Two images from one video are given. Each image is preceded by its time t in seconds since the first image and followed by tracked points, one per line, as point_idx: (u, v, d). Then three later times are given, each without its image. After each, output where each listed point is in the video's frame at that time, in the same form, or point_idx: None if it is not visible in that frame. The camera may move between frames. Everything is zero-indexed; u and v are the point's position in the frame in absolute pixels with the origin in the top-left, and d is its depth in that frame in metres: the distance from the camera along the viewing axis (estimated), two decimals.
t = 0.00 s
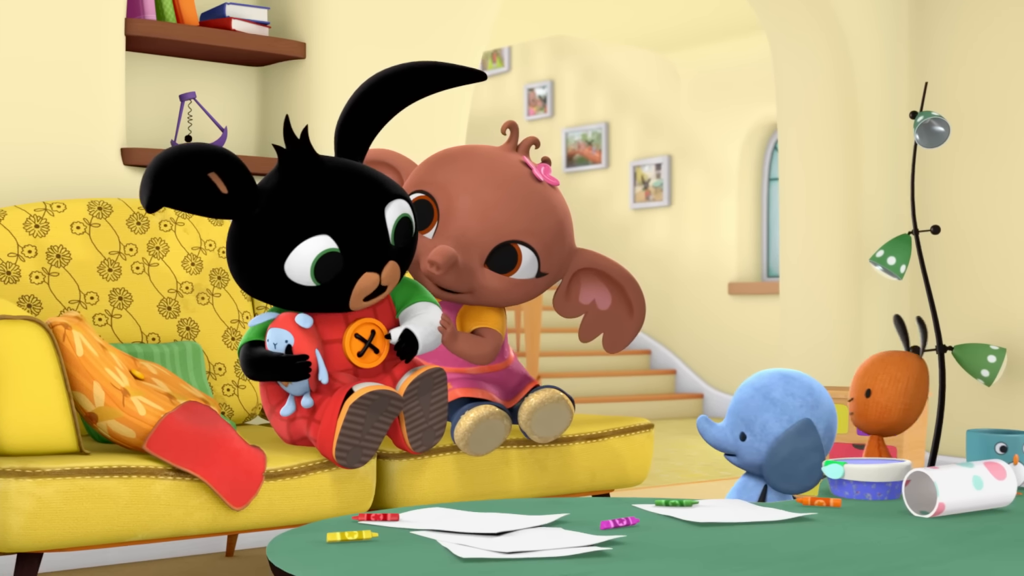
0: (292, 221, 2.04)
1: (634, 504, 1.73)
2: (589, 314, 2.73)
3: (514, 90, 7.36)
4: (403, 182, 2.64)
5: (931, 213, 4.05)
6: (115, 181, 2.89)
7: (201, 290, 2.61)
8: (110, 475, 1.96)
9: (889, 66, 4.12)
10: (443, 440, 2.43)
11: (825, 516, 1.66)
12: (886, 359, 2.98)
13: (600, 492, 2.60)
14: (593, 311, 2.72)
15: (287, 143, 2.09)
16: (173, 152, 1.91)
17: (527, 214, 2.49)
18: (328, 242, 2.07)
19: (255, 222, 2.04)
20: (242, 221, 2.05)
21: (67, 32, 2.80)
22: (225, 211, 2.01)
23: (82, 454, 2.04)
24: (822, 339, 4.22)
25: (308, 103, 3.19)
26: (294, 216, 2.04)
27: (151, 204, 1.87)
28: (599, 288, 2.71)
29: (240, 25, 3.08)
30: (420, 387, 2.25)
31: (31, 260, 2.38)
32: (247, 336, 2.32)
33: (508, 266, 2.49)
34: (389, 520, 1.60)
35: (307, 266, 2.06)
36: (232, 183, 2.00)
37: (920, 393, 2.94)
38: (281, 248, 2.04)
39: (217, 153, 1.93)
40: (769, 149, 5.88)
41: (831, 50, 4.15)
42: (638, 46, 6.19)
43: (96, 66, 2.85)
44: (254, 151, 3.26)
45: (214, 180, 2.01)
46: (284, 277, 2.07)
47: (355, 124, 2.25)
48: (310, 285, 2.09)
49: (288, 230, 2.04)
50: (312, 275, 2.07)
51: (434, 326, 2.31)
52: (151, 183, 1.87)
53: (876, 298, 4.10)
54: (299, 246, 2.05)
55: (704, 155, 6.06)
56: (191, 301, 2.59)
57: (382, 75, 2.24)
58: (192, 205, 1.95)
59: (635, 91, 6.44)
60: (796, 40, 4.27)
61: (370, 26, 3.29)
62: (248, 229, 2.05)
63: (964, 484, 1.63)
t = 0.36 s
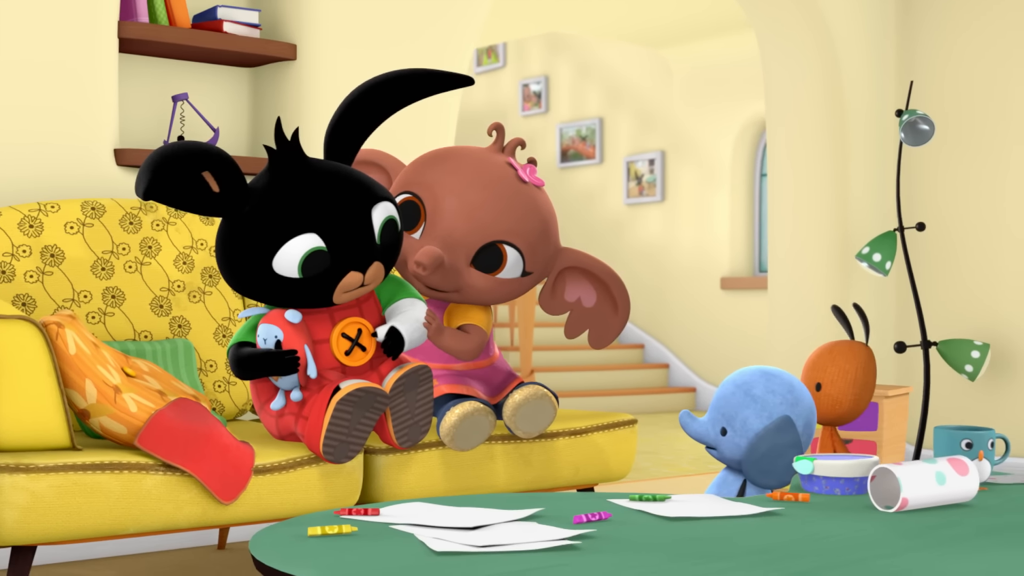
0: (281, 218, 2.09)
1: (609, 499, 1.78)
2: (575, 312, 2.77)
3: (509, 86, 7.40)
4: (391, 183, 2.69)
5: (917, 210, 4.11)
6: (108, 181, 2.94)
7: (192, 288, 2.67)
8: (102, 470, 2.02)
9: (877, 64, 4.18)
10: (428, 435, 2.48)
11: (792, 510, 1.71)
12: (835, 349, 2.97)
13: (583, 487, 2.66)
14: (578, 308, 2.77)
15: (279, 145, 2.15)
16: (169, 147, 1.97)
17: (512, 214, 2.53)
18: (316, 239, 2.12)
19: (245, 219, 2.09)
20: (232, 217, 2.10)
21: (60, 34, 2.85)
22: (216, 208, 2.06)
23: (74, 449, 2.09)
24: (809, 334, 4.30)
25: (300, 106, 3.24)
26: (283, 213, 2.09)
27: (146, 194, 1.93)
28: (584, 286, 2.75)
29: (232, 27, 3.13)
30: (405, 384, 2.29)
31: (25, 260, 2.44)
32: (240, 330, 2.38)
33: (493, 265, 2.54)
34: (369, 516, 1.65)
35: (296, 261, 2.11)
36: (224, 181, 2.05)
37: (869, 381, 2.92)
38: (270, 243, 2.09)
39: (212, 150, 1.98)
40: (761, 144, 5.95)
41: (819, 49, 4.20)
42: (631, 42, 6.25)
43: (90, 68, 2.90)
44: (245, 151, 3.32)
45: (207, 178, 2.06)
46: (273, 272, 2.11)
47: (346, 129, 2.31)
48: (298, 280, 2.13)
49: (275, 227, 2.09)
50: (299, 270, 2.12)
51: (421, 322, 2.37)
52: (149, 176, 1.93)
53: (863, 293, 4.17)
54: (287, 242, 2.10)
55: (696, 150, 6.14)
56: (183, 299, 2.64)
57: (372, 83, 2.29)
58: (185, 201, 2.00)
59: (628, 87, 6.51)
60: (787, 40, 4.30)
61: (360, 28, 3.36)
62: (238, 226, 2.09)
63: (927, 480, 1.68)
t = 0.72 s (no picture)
0: (272, 221, 2.14)
1: (587, 494, 1.83)
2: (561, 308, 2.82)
3: (505, 82, 7.50)
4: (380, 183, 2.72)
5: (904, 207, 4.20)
6: (102, 181, 2.99)
7: (185, 287, 2.72)
8: (95, 466, 2.06)
9: (866, 61, 4.24)
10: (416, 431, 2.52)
11: (765, 505, 1.75)
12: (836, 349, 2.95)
13: (569, 481, 2.71)
14: (564, 305, 2.81)
15: (274, 147, 2.20)
16: (162, 143, 2.01)
17: (497, 214, 2.58)
18: (305, 242, 2.16)
19: (238, 220, 2.13)
20: (224, 217, 2.15)
21: (54, 36, 2.89)
22: (210, 207, 2.11)
23: (68, 445, 2.14)
24: (798, 331, 4.39)
25: (292, 113, 3.30)
26: (274, 216, 2.14)
27: (136, 186, 1.98)
28: (569, 283, 2.79)
29: (224, 28, 3.18)
30: (394, 382, 2.34)
31: (20, 259, 2.49)
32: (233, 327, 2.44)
33: (479, 264, 2.58)
34: (353, 510, 1.69)
35: (284, 265, 2.16)
36: (218, 182, 2.11)
37: (866, 387, 2.92)
38: (260, 246, 2.13)
39: (207, 151, 2.04)
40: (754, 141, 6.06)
41: (807, 48, 4.30)
42: (626, 39, 6.40)
43: (84, 69, 2.95)
44: (239, 151, 3.38)
45: (200, 177, 2.11)
46: (263, 274, 2.16)
47: (341, 132, 2.35)
48: (287, 282, 2.18)
49: (267, 228, 2.13)
50: (287, 273, 2.17)
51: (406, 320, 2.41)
52: (139, 166, 1.97)
53: (851, 289, 4.26)
54: (277, 246, 2.14)
55: (690, 147, 6.24)
56: (176, 298, 2.70)
57: (365, 87, 2.33)
58: (177, 198, 2.05)
59: (622, 83, 6.65)
60: (775, 39, 4.43)
61: (351, 29, 3.42)
62: (229, 226, 2.14)
63: (896, 475, 1.73)
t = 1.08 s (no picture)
0: (268, 221, 2.17)
1: (571, 490, 1.87)
2: (548, 305, 2.86)
3: (501, 78, 7.83)
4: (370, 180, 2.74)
5: (894, 205, 4.35)
6: (98, 181, 3.03)
7: (179, 285, 2.77)
8: (89, 462, 2.09)
9: (856, 61, 4.36)
10: (407, 427, 2.56)
11: (743, 500, 1.78)
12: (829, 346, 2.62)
13: (558, 476, 2.75)
14: (551, 303, 2.85)
15: (274, 149, 2.24)
16: (163, 142, 2.05)
17: (484, 213, 2.62)
18: (299, 243, 2.19)
19: (234, 219, 2.17)
20: (222, 216, 2.19)
21: (51, 36, 2.94)
22: (207, 205, 2.15)
23: (63, 442, 2.17)
24: (789, 328, 4.47)
25: (286, 113, 3.37)
26: (270, 216, 2.17)
27: (134, 183, 2.04)
28: (556, 280, 2.83)
29: (218, 30, 3.24)
30: (385, 379, 2.38)
31: (17, 258, 2.52)
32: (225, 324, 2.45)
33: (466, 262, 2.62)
34: (340, 506, 1.73)
35: (278, 264, 2.19)
36: (216, 180, 2.15)
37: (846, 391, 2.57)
38: (254, 246, 2.16)
39: (206, 149, 2.09)
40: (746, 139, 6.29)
41: (798, 44, 4.38)
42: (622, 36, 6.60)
43: (79, 70, 2.99)
44: (233, 149, 3.44)
45: (200, 176, 2.16)
46: (258, 273, 2.20)
47: (342, 135, 2.39)
48: (279, 282, 2.21)
49: (262, 227, 2.16)
50: (280, 273, 2.20)
51: (385, 316, 2.43)
52: (138, 162, 2.02)
53: (841, 284, 4.35)
54: (270, 246, 2.17)
55: (685, 143, 6.47)
56: (170, 296, 2.74)
57: (365, 92, 2.36)
58: (175, 195, 2.09)
59: (618, 80, 6.87)
60: (765, 36, 4.50)
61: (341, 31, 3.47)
62: (226, 224, 2.18)
63: (870, 471, 1.74)
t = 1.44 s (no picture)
0: (260, 220, 2.19)
1: (559, 488, 1.89)
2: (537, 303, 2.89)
3: (498, 76, 7.92)
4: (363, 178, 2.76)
5: (887, 203, 4.40)
6: (95, 180, 3.06)
7: (175, 284, 2.80)
8: (86, 459, 2.11)
9: (847, 61, 4.43)
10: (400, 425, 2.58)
11: (728, 497, 1.80)
12: (815, 339, 2.29)
13: (550, 473, 2.78)
14: (540, 301, 2.88)
15: (270, 148, 2.26)
16: (158, 143, 2.08)
17: (475, 211, 2.65)
18: (288, 242, 2.22)
19: (226, 217, 2.20)
20: (216, 214, 2.22)
21: (48, 36, 2.96)
22: (202, 202, 2.19)
23: (59, 440, 2.18)
24: (781, 326, 4.51)
25: (281, 113, 3.40)
26: (261, 216, 2.19)
27: (128, 184, 2.07)
28: (545, 279, 2.86)
29: (215, 31, 3.29)
30: (378, 378, 2.41)
31: (14, 257, 2.56)
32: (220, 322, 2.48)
33: (457, 259, 2.65)
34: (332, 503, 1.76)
35: (267, 261, 2.22)
36: (211, 178, 2.18)
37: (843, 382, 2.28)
38: (244, 244, 2.19)
39: (200, 149, 2.12)
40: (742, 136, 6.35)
41: (791, 44, 4.42)
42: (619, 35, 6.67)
43: (75, 70, 3.02)
44: (229, 149, 3.48)
45: (196, 174, 2.20)
46: (246, 270, 2.22)
47: (339, 139, 2.41)
48: (267, 278, 2.24)
49: (252, 227, 2.19)
50: (268, 269, 2.22)
51: (377, 314, 2.44)
52: (132, 162, 2.05)
53: (833, 282, 4.40)
54: (260, 244, 2.20)
55: (681, 141, 6.54)
56: (166, 295, 2.77)
57: (364, 97, 2.39)
58: (169, 191, 2.13)
59: (614, 78, 6.94)
60: (758, 36, 4.54)
61: (338, 30, 3.51)
62: (220, 222, 2.21)
63: (853, 469, 1.75)
